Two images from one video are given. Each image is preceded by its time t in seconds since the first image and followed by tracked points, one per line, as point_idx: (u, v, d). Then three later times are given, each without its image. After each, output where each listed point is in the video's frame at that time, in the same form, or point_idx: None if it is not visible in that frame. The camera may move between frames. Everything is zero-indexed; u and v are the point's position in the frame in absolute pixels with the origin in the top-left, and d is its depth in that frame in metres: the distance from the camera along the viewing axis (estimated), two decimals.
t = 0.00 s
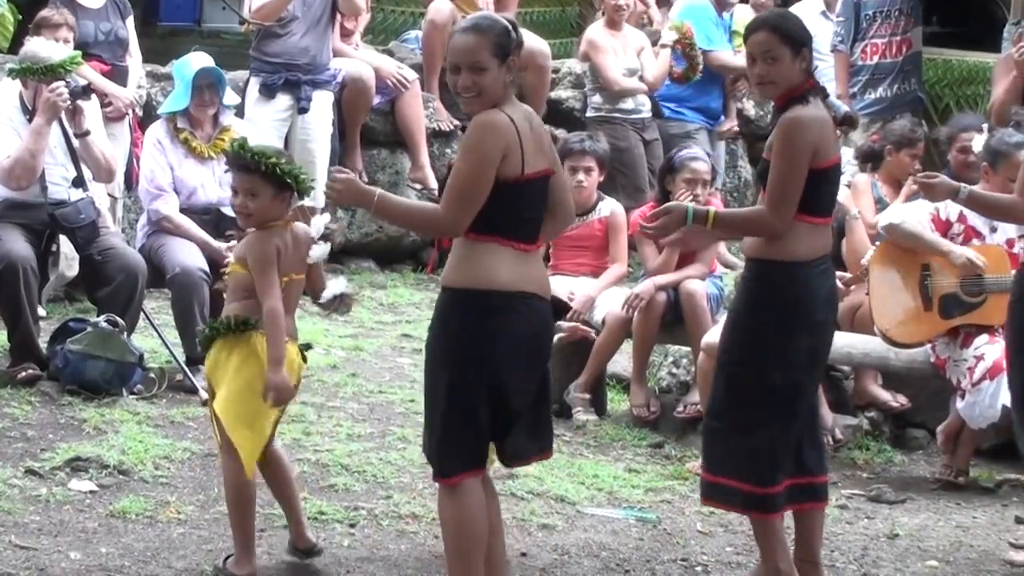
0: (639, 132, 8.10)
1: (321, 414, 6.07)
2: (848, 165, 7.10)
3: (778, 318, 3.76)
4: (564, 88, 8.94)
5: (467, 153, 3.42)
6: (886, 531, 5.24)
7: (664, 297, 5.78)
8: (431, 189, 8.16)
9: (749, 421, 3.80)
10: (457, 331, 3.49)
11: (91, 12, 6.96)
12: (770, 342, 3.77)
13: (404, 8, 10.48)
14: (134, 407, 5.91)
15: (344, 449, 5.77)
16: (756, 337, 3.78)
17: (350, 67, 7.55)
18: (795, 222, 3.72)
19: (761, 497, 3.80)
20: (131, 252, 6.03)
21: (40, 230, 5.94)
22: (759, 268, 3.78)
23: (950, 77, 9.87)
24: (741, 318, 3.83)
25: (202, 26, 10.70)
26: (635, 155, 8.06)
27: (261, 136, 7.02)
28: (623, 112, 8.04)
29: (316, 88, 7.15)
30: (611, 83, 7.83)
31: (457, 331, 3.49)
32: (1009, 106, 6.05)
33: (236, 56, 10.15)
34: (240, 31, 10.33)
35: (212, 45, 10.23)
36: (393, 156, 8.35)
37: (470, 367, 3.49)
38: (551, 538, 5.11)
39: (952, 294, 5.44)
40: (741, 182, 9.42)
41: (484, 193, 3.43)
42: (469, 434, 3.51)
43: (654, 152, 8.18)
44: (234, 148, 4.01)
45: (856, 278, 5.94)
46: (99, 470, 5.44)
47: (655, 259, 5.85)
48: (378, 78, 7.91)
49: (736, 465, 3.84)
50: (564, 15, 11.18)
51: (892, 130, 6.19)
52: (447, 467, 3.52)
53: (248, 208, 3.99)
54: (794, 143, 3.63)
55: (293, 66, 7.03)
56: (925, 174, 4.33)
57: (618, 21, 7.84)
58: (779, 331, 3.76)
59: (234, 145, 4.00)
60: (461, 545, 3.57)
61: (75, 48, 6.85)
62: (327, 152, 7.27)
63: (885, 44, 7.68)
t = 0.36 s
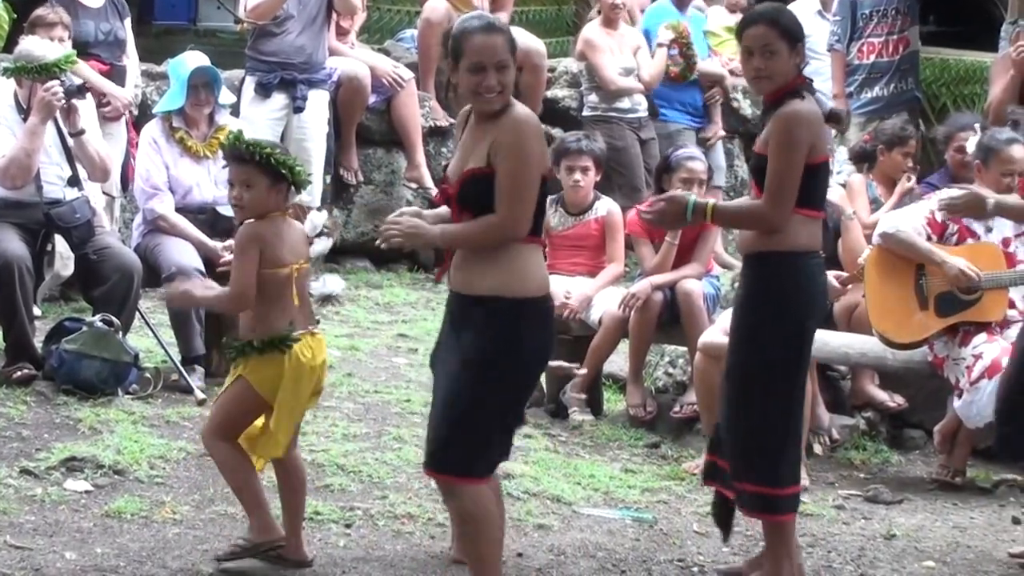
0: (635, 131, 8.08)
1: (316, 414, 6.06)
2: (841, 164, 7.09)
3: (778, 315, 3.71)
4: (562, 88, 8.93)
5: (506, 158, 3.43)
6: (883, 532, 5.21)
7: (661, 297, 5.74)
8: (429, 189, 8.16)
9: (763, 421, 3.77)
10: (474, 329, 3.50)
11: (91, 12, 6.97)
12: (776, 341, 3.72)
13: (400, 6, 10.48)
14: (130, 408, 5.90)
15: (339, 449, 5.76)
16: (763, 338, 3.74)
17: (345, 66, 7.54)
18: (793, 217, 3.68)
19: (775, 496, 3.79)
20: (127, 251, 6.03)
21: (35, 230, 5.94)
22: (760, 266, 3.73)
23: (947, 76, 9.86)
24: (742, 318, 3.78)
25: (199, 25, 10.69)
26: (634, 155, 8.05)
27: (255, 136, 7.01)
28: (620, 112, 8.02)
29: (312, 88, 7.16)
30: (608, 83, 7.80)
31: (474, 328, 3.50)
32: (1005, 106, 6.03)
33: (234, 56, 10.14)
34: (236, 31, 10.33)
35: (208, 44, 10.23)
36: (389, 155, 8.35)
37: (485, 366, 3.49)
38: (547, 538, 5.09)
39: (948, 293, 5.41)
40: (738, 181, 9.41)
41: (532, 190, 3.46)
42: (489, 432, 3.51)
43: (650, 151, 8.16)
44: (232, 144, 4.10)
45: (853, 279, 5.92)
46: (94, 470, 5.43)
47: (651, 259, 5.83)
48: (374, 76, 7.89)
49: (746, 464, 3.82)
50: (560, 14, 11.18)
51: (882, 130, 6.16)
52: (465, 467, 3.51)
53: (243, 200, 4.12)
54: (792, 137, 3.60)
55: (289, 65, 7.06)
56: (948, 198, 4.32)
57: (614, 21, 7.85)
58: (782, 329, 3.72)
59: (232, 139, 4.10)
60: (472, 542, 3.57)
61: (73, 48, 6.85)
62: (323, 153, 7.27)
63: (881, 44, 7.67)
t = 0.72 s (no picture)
0: (632, 130, 8.06)
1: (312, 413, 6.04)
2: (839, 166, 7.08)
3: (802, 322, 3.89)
4: (559, 87, 8.92)
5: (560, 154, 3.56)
6: (880, 532, 5.20)
7: (657, 297, 5.74)
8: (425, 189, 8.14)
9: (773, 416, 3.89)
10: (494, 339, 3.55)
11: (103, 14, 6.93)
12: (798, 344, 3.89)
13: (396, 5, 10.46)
14: (125, 407, 5.89)
15: (334, 449, 5.74)
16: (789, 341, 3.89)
17: (342, 64, 7.52)
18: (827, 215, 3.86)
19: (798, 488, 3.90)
20: (122, 250, 6.02)
21: (30, 229, 5.92)
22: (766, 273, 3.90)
23: (944, 76, 9.84)
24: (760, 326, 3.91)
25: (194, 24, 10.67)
26: (631, 155, 8.03)
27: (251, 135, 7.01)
28: (617, 111, 8.00)
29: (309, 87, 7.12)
30: (605, 82, 7.77)
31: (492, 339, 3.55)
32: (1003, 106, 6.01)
33: (230, 56, 10.12)
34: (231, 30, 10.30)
35: (204, 42, 10.21)
36: (386, 155, 8.33)
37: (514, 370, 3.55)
38: (543, 539, 5.07)
39: (946, 291, 5.40)
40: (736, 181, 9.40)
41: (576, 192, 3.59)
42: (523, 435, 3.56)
43: (648, 151, 8.14)
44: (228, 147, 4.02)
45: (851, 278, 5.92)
46: (89, 470, 5.41)
47: (648, 259, 5.80)
48: (371, 76, 7.88)
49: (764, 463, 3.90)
50: (557, 13, 11.16)
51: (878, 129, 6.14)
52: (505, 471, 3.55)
53: (256, 197, 4.01)
54: (844, 136, 3.78)
55: (286, 64, 7.05)
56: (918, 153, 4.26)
57: (610, 21, 7.84)
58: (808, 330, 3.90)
59: (231, 142, 4.01)
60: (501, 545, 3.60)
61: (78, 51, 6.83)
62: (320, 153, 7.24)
63: (879, 43, 7.63)
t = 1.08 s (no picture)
0: (630, 129, 8.04)
1: (310, 412, 6.04)
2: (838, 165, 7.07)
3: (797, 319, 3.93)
4: (556, 86, 8.91)
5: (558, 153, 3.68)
6: (878, 532, 5.19)
7: (655, 296, 5.73)
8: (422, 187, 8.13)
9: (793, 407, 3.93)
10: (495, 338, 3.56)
11: (98, 12, 6.90)
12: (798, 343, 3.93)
13: (394, 4, 10.44)
14: (122, 406, 5.89)
15: (331, 449, 5.74)
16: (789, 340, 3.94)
17: (339, 63, 7.50)
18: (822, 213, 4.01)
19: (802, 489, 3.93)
20: (119, 249, 6.01)
21: (26, 228, 5.91)
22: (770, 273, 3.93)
23: (942, 75, 9.82)
24: (764, 324, 3.94)
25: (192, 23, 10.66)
26: (628, 153, 8.02)
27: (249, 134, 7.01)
28: (614, 110, 7.97)
29: (307, 85, 7.11)
30: (602, 81, 7.75)
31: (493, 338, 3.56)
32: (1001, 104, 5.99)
33: (228, 54, 10.10)
34: (228, 28, 10.29)
35: (203, 41, 10.19)
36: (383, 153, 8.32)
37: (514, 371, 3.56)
38: (541, 538, 5.06)
39: (947, 291, 5.40)
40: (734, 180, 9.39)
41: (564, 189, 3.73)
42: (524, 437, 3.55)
43: (645, 149, 8.11)
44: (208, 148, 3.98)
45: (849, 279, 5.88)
46: (86, 469, 5.41)
47: (646, 258, 5.78)
48: (367, 74, 7.87)
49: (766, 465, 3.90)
50: (555, 11, 11.15)
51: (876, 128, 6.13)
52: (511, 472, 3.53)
53: (233, 197, 4.00)
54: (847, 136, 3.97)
55: (283, 62, 7.02)
56: (904, 179, 4.11)
57: (608, 19, 7.82)
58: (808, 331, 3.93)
59: (214, 141, 3.98)
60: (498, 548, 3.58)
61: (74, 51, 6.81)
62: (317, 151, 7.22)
63: (877, 41, 7.63)
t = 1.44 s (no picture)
0: (629, 126, 8.02)
1: (308, 410, 6.02)
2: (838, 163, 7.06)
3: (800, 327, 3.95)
4: (555, 83, 8.90)
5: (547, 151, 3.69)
6: (879, 530, 5.18)
7: (655, 294, 5.70)
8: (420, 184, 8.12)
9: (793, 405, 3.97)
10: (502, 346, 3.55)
11: (87, 8, 6.87)
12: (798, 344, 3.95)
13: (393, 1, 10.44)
14: (120, 404, 5.87)
15: (330, 447, 5.72)
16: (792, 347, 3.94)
17: (338, 60, 7.48)
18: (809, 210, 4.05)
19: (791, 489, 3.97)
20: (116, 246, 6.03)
21: (25, 225, 5.89)
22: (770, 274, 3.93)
23: (942, 72, 9.81)
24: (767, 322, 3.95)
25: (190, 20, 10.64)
26: (627, 151, 8.00)
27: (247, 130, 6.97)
28: (614, 107, 7.94)
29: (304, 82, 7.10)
30: (602, 78, 7.74)
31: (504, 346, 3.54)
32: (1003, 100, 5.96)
33: (226, 51, 10.09)
34: (226, 26, 10.28)
35: (201, 37, 10.18)
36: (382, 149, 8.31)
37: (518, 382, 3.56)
38: (540, 537, 5.05)
39: (950, 290, 5.39)
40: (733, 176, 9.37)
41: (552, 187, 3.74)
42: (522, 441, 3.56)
43: (645, 146, 8.10)
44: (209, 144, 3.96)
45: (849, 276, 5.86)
46: (84, 467, 5.39)
47: (646, 256, 5.76)
48: (366, 72, 7.87)
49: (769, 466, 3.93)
50: (554, 9, 11.15)
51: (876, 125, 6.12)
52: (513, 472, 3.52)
53: (233, 195, 4.00)
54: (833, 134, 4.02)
55: (281, 59, 7.00)
56: (942, 200, 4.13)
57: (608, 16, 7.80)
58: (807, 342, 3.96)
59: (216, 139, 3.95)
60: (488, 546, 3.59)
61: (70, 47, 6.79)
62: (315, 147, 7.21)
63: (877, 38, 7.61)
